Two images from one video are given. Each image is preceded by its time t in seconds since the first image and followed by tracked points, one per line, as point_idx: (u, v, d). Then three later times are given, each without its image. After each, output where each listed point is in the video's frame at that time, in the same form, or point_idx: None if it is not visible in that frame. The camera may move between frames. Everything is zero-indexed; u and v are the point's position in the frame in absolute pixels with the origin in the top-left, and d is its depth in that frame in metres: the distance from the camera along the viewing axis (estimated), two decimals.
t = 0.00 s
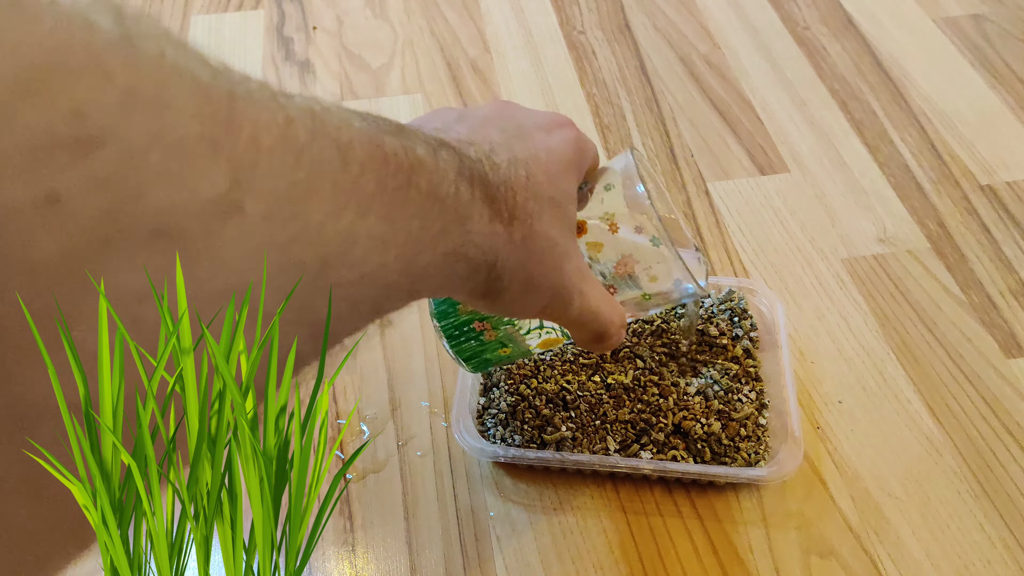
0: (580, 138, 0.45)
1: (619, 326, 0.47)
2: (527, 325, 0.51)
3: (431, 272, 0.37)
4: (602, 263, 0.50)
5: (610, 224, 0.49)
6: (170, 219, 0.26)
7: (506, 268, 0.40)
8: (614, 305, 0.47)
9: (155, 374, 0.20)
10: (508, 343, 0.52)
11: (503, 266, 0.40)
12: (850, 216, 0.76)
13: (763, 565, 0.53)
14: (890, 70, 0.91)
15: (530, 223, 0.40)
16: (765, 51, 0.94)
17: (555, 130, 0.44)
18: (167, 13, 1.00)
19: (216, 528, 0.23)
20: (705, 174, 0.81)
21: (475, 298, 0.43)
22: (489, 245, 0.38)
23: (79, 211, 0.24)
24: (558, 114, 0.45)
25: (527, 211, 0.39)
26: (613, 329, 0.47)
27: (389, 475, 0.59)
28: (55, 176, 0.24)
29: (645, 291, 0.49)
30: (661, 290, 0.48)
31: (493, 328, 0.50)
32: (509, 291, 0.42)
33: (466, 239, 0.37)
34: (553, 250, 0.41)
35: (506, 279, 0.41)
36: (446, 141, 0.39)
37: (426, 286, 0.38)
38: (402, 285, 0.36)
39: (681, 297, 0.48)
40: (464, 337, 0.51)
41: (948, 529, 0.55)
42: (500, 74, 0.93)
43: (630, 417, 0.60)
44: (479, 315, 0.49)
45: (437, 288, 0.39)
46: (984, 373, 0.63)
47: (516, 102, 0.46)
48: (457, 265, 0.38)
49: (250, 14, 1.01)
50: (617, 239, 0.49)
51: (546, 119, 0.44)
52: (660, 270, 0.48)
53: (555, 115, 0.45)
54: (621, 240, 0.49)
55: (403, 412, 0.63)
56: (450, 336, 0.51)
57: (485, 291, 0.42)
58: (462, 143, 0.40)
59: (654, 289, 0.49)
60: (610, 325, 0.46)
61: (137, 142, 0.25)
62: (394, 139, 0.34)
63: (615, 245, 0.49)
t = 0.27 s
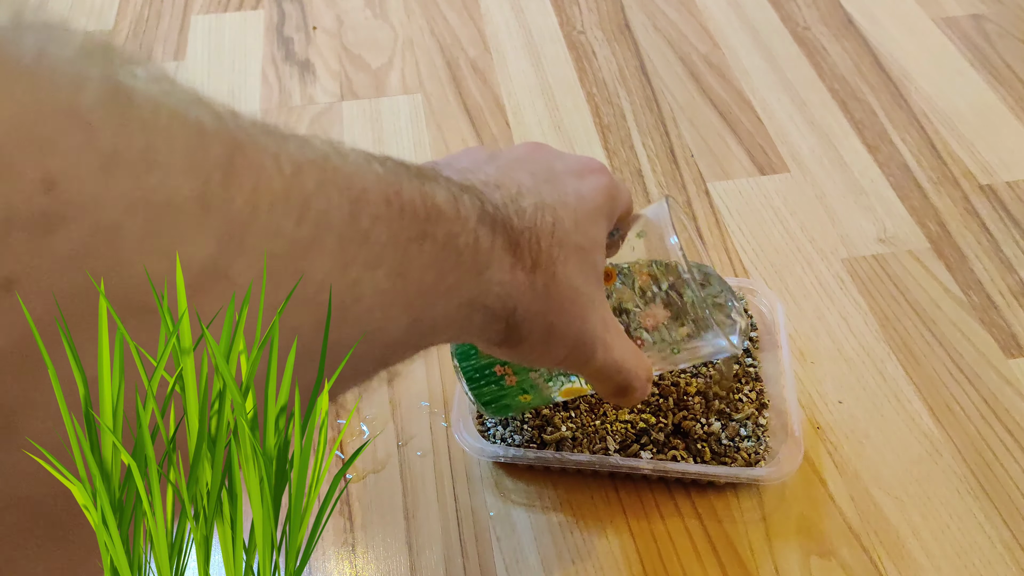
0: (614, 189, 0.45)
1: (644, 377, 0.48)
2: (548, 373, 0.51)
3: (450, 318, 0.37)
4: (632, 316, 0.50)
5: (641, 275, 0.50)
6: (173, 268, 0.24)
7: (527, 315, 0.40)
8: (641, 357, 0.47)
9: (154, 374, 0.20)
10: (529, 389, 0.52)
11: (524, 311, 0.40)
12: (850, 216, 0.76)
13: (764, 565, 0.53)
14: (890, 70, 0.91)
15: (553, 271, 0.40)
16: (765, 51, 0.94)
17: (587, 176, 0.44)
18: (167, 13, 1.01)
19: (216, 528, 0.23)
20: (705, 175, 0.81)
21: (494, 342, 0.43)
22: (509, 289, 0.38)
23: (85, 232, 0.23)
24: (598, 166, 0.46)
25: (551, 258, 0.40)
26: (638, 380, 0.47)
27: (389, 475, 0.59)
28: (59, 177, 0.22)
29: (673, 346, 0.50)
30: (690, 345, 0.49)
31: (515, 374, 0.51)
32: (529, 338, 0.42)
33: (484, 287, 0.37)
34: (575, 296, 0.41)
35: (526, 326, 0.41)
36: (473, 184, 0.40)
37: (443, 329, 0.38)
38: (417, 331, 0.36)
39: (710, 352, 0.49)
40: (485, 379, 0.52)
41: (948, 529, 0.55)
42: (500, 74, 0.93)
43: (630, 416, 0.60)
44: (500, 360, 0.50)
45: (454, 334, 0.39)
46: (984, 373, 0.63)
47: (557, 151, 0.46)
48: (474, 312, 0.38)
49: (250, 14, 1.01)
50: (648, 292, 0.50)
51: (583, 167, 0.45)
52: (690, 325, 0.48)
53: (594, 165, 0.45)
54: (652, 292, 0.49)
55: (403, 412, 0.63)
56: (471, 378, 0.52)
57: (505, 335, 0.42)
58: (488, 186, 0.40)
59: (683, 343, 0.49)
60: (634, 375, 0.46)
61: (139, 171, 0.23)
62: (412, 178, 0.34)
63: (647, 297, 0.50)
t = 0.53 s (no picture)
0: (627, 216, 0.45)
1: (650, 403, 0.48)
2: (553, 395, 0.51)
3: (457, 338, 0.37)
4: (638, 341, 0.53)
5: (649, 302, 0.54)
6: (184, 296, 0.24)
7: (535, 339, 0.40)
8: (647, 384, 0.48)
9: (155, 374, 0.20)
10: (532, 411, 0.53)
11: (532, 336, 0.40)
12: (850, 216, 0.76)
13: (764, 565, 0.53)
14: (890, 70, 0.91)
15: (562, 297, 0.40)
16: (765, 51, 0.94)
17: (601, 200, 0.44)
18: (167, 13, 1.01)
19: (216, 528, 0.23)
20: (705, 175, 0.81)
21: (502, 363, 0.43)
22: (518, 311, 0.38)
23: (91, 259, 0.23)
24: (614, 191, 0.46)
25: (561, 283, 0.39)
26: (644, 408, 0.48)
27: (389, 475, 0.59)
28: (52, 202, 0.22)
29: (676, 370, 0.52)
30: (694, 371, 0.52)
31: (517, 396, 0.51)
32: (537, 361, 0.42)
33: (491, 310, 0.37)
34: (583, 319, 0.41)
35: (533, 349, 0.41)
36: (485, 205, 0.39)
37: (450, 349, 0.37)
38: (424, 354, 0.35)
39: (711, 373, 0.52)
40: (488, 399, 0.53)
41: (948, 528, 0.55)
42: (500, 74, 0.93)
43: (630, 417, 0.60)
44: (504, 381, 0.51)
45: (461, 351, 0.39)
46: (984, 373, 0.63)
47: (575, 176, 0.46)
48: (481, 333, 0.38)
49: (250, 14, 1.01)
50: (655, 320, 0.54)
51: (599, 192, 0.45)
52: (694, 352, 0.52)
53: (610, 191, 0.45)
54: (660, 322, 0.54)
55: (402, 411, 0.63)
56: (474, 397, 0.54)
57: (512, 357, 0.42)
58: (504, 208, 0.40)
59: (687, 368, 0.52)
60: (639, 403, 0.47)
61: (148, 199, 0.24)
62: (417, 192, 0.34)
63: (653, 325, 0.54)
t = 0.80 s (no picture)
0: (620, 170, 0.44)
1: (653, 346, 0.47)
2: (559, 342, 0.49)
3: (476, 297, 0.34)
4: (636, 286, 0.50)
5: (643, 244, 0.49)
6: (237, 245, 0.24)
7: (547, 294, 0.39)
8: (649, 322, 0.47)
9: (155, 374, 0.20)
10: (537, 363, 0.51)
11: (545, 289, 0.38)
12: (850, 216, 0.76)
13: (763, 565, 0.53)
14: (890, 70, 0.91)
15: (568, 246, 0.38)
16: (765, 51, 0.94)
17: (593, 154, 0.43)
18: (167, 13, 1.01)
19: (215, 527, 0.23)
20: (705, 175, 0.81)
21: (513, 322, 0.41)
22: (530, 268, 0.36)
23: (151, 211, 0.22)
24: (599, 142, 0.44)
25: (566, 233, 0.38)
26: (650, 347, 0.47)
27: (389, 475, 0.59)
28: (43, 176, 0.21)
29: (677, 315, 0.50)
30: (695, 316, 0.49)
31: (524, 348, 0.49)
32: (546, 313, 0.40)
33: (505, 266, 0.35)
34: (589, 273, 0.40)
35: (544, 302, 0.39)
36: (488, 164, 0.38)
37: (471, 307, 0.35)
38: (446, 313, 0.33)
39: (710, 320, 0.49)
40: (492, 356, 0.50)
41: (948, 529, 0.55)
42: (500, 74, 0.93)
43: (629, 417, 0.60)
44: (510, 335, 0.48)
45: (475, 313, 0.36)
46: (984, 373, 0.63)
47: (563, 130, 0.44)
48: (498, 290, 0.36)
49: (251, 14, 1.01)
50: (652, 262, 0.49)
51: (588, 147, 0.43)
52: (695, 296, 0.49)
53: (597, 143, 0.44)
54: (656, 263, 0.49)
55: (402, 412, 0.62)
56: (478, 357, 0.50)
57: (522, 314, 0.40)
58: (504, 165, 0.39)
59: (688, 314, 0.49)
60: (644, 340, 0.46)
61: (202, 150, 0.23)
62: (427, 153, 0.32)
63: (649, 267, 0.50)
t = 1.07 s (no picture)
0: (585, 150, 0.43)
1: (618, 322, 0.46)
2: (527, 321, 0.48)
3: (447, 271, 0.34)
4: (600, 260, 0.48)
5: (607, 220, 0.48)
6: (218, 206, 0.24)
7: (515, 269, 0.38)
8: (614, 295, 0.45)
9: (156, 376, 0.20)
10: (506, 343, 0.51)
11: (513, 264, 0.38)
12: (850, 216, 0.76)
13: (763, 565, 0.53)
14: (890, 70, 0.91)
15: (535, 222, 0.37)
16: (765, 51, 0.94)
17: (559, 131, 0.42)
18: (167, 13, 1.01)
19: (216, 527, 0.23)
20: (705, 175, 0.81)
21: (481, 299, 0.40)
22: (498, 243, 0.36)
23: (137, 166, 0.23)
24: (565, 120, 0.43)
25: (533, 210, 0.37)
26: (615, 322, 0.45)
27: (389, 475, 0.59)
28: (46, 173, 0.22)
29: (640, 288, 0.48)
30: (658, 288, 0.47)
31: (493, 329, 0.48)
32: (514, 290, 0.40)
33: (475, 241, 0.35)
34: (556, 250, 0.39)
35: (512, 278, 0.39)
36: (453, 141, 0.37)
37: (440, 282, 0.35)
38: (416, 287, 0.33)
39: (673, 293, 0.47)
40: (461, 338, 0.49)
41: (948, 528, 0.55)
42: (500, 74, 0.93)
43: (629, 417, 0.60)
44: (479, 315, 0.47)
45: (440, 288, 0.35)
46: (984, 373, 0.63)
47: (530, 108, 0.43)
48: (467, 267, 0.35)
49: (251, 14, 1.01)
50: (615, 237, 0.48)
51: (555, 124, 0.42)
52: (658, 271, 0.47)
53: (565, 119, 0.43)
54: (620, 238, 0.48)
55: (403, 413, 0.62)
56: (446, 337, 0.49)
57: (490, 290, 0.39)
58: (470, 143, 0.38)
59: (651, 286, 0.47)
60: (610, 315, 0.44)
61: (185, 112, 0.24)
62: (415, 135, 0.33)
63: (613, 242, 0.48)
